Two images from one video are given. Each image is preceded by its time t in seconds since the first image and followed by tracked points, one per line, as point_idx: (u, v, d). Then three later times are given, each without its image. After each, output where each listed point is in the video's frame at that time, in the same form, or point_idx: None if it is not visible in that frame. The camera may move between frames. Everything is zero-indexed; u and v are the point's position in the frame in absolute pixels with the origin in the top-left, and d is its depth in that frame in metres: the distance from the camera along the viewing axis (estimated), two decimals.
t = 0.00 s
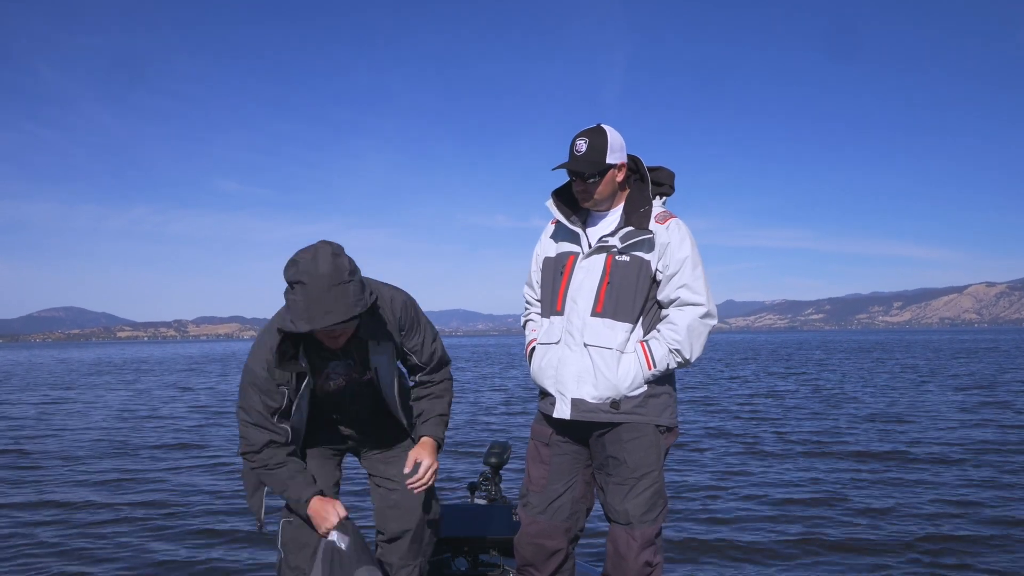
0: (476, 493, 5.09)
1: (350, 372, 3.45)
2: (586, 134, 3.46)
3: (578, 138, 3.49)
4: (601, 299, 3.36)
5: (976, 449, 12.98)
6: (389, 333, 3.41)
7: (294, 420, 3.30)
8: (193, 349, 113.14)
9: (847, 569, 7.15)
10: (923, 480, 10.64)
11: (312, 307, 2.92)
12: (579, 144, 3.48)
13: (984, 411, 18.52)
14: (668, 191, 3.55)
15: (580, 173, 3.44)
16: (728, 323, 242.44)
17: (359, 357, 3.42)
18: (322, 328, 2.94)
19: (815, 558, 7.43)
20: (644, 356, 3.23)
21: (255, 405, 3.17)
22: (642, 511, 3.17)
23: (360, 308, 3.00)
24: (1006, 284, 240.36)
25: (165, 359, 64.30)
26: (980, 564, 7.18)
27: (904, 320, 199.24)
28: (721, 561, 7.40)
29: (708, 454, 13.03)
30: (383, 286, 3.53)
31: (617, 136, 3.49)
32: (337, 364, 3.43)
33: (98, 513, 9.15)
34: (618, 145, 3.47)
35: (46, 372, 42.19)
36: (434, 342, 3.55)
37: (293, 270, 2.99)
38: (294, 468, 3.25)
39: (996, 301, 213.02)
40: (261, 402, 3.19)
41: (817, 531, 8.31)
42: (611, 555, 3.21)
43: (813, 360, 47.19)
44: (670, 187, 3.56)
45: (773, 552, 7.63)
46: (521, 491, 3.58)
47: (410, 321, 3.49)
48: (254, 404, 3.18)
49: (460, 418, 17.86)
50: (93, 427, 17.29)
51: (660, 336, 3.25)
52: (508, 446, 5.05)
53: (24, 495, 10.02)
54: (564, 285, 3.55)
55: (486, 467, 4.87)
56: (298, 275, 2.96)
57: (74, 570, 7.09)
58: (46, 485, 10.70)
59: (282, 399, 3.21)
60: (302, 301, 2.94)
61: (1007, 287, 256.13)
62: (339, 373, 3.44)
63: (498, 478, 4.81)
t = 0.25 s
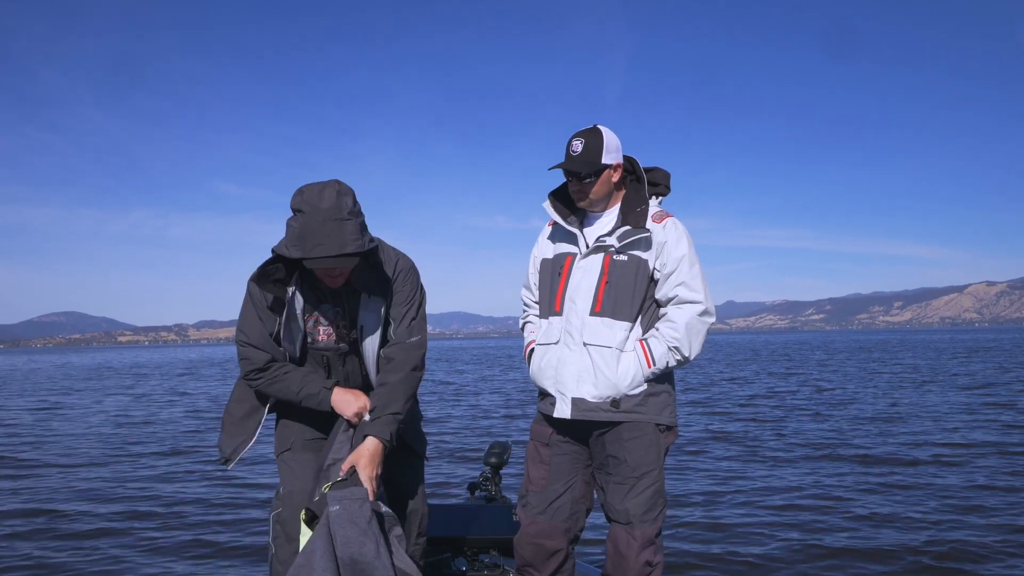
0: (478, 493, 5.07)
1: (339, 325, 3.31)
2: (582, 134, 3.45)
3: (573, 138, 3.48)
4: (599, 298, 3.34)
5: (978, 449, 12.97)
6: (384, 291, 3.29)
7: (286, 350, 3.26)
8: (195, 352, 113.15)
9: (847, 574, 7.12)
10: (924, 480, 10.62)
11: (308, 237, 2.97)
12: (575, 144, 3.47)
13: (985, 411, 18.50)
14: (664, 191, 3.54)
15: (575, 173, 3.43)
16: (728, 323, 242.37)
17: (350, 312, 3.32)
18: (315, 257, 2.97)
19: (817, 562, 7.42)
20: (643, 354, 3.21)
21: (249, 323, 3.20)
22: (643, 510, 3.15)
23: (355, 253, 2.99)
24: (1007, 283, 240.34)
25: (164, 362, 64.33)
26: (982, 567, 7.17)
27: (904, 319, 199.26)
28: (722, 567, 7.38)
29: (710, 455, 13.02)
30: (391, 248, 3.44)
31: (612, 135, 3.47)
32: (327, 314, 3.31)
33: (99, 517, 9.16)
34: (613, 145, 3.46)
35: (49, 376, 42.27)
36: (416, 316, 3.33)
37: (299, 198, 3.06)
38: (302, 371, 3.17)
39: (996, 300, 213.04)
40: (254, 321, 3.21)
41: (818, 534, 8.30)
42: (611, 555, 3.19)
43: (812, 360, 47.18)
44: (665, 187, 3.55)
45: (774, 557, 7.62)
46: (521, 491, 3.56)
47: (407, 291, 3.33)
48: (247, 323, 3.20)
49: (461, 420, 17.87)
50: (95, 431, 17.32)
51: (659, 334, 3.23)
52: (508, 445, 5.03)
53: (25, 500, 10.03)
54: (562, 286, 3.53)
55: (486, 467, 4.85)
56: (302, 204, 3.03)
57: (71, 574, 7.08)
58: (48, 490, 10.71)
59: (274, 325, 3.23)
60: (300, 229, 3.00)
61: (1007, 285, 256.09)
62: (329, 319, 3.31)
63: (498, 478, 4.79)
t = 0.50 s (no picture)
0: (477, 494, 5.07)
1: (345, 295, 3.33)
2: (579, 134, 3.47)
3: (571, 138, 3.50)
4: (596, 297, 3.36)
5: (979, 450, 12.98)
6: (390, 259, 3.31)
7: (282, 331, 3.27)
8: (196, 358, 113.23)
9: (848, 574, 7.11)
10: (925, 481, 10.63)
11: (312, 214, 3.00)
12: (573, 144, 3.49)
13: (986, 412, 18.51)
14: (661, 192, 3.56)
15: (573, 173, 3.45)
16: (729, 326, 242.35)
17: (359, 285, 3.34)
18: (320, 232, 3.01)
19: (818, 563, 7.42)
20: (640, 353, 3.22)
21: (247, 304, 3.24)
22: (641, 509, 3.16)
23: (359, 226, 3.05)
24: (1007, 284, 240.25)
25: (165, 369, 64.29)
26: (982, 567, 7.17)
27: (905, 321, 199.16)
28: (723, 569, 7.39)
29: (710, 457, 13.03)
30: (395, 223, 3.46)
31: (610, 136, 3.49)
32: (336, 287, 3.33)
33: (100, 522, 9.17)
34: (611, 145, 3.48)
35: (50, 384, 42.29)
36: (436, 288, 3.43)
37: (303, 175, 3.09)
38: (273, 366, 3.21)
39: (997, 301, 212.95)
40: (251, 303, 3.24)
41: (819, 535, 8.30)
42: (610, 554, 3.20)
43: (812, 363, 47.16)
44: (662, 188, 3.57)
45: (775, 558, 7.62)
46: (519, 490, 3.57)
47: (414, 261, 3.38)
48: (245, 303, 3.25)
49: (462, 424, 17.87)
50: (96, 438, 17.34)
51: (656, 333, 3.25)
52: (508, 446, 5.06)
53: (27, 505, 10.04)
54: (560, 285, 3.55)
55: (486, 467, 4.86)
56: (305, 180, 3.06)
57: None
58: (49, 496, 10.73)
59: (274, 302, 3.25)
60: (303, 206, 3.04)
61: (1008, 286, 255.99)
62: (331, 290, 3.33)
63: (498, 478, 4.80)
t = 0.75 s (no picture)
0: (478, 494, 5.08)
1: (357, 291, 3.32)
2: (582, 133, 3.48)
3: (574, 137, 3.52)
4: (595, 297, 3.37)
5: (977, 453, 13.00)
6: (399, 251, 3.35)
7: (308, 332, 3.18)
8: (197, 358, 113.25)
9: None
10: (924, 484, 10.64)
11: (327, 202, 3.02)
12: (575, 143, 3.50)
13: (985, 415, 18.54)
14: (662, 192, 3.57)
15: (574, 171, 3.47)
16: (730, 328, 242.41)
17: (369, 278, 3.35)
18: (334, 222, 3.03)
19: (817, 567, 7.44)
20: (638, 353, 3.23)
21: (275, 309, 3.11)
22: (639, 508, 3.17)
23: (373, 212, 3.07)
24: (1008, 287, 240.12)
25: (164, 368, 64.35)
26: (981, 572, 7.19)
27: (906, 324, 199.08)
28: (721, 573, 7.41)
29: (709, 459, 13.04)
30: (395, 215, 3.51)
31: (612, 135, 3.50)
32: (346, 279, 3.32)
33: (100, 524, 9.19)
34: (613, 145, 3.49)
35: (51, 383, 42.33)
36: (446, 275, 3.48)
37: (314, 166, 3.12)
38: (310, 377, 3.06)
39: (998, 304, 212.90)
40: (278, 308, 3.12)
41: (818, 538, 8.32)
42: (609, 554, 3.22)
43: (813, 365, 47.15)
44: (664, 188, 3.58)
45: (774, 562, 7.64)
46: (518, 489, 3.58)
47: (421, 252, 3.40)
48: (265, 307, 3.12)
49: (461, 425, 17.90)
50: (96, 438, 17.37)
51: (654, 333, 3.26)
52: (509, 446, 5.05)
53: (27, 506, 10.06)
54: (560, 284, 3.56)
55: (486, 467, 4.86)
56: (319, 172, 3.08)
57: None
58: (49, 497, 10.75)
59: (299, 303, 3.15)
60: (317, 196, 3.07)
61: (1009, 289, 255.91)
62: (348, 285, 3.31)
63: (498, 478, 4.81)
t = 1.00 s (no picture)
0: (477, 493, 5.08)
1: (366, 268, 3.20)
2: (583, 132, 3.49)
3: (575, 136, 3.53)
4: (595, 297, 3.38)
5: (976, 453, 13.02)
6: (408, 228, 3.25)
7: (316, 294, 3.11)
8: (197, 354, 113.34)
9: None
10: (923, 484, 10.66)
11: (347, 145, 2.97)
12: (576, 142, 3.51)
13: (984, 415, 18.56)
14: (664, 192, 3.57)
15: (576, 170, 3.48)
16: (729, 327, 242.15)
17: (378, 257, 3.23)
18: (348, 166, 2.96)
19: (816, 564, 7.46)
20: (637, 354, 3.24)
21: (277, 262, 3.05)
22: (637, 509, 3.18)
23: (388, 163, 3.02)
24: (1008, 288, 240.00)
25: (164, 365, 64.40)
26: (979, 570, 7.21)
27: (907, 324, 199.04)
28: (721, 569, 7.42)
29: (708, 458, 13.05)
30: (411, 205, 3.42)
31: (614, 135, 3.51)
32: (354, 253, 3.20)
33: (100, 518, 9.21)
34: (614, 145, 3.50)
35: (50, 379, 42.37)
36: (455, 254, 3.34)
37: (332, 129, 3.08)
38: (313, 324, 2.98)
39: (998, 305, 212.78)
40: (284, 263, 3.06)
41: (815, 536, 8.34)
42: (608, 554, 3.23)
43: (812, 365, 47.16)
44: (666, 188, 3.59)
45: (773, 559, 7.65)
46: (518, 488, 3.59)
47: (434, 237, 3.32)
48: (271, 260, 3.06)
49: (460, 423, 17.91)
50: (95, 433, 17.39)
51: (653, 334, 3.27)
52: (508, 447, 5.06)
53: (27, 501, 10.07)
54: (560, 284, 3.57)
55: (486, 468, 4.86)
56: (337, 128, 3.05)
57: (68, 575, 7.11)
58: (49, 492, 10.76)
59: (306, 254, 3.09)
60: (336, 152, 2.98)
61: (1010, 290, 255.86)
62: (355, 259, 3.20)
63: (498, 478, 4.81)
